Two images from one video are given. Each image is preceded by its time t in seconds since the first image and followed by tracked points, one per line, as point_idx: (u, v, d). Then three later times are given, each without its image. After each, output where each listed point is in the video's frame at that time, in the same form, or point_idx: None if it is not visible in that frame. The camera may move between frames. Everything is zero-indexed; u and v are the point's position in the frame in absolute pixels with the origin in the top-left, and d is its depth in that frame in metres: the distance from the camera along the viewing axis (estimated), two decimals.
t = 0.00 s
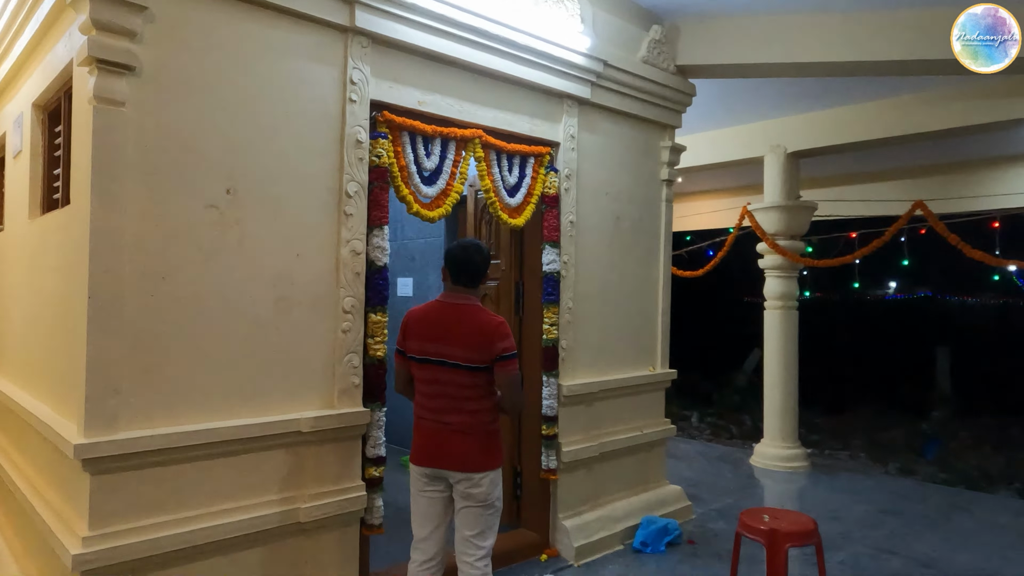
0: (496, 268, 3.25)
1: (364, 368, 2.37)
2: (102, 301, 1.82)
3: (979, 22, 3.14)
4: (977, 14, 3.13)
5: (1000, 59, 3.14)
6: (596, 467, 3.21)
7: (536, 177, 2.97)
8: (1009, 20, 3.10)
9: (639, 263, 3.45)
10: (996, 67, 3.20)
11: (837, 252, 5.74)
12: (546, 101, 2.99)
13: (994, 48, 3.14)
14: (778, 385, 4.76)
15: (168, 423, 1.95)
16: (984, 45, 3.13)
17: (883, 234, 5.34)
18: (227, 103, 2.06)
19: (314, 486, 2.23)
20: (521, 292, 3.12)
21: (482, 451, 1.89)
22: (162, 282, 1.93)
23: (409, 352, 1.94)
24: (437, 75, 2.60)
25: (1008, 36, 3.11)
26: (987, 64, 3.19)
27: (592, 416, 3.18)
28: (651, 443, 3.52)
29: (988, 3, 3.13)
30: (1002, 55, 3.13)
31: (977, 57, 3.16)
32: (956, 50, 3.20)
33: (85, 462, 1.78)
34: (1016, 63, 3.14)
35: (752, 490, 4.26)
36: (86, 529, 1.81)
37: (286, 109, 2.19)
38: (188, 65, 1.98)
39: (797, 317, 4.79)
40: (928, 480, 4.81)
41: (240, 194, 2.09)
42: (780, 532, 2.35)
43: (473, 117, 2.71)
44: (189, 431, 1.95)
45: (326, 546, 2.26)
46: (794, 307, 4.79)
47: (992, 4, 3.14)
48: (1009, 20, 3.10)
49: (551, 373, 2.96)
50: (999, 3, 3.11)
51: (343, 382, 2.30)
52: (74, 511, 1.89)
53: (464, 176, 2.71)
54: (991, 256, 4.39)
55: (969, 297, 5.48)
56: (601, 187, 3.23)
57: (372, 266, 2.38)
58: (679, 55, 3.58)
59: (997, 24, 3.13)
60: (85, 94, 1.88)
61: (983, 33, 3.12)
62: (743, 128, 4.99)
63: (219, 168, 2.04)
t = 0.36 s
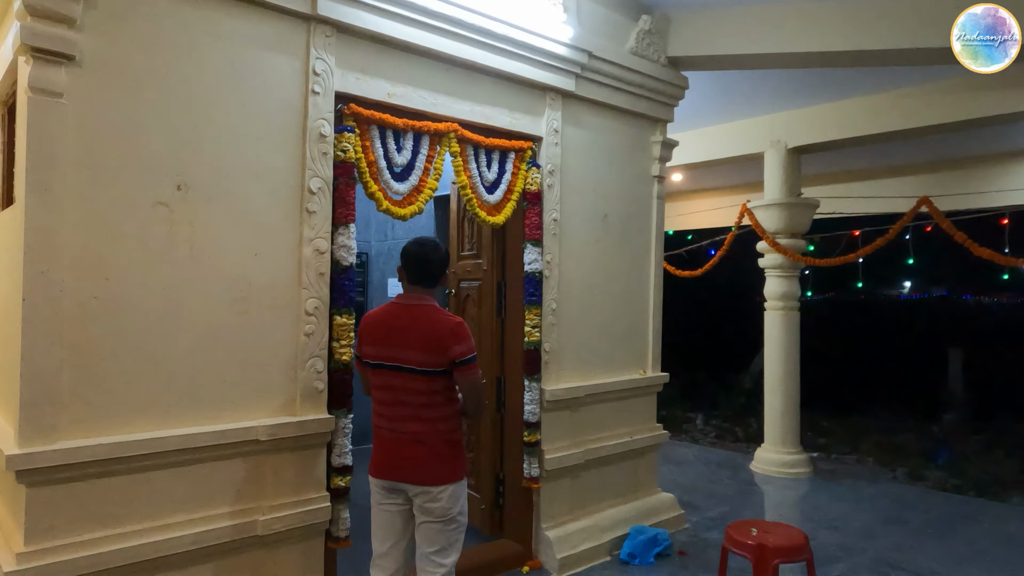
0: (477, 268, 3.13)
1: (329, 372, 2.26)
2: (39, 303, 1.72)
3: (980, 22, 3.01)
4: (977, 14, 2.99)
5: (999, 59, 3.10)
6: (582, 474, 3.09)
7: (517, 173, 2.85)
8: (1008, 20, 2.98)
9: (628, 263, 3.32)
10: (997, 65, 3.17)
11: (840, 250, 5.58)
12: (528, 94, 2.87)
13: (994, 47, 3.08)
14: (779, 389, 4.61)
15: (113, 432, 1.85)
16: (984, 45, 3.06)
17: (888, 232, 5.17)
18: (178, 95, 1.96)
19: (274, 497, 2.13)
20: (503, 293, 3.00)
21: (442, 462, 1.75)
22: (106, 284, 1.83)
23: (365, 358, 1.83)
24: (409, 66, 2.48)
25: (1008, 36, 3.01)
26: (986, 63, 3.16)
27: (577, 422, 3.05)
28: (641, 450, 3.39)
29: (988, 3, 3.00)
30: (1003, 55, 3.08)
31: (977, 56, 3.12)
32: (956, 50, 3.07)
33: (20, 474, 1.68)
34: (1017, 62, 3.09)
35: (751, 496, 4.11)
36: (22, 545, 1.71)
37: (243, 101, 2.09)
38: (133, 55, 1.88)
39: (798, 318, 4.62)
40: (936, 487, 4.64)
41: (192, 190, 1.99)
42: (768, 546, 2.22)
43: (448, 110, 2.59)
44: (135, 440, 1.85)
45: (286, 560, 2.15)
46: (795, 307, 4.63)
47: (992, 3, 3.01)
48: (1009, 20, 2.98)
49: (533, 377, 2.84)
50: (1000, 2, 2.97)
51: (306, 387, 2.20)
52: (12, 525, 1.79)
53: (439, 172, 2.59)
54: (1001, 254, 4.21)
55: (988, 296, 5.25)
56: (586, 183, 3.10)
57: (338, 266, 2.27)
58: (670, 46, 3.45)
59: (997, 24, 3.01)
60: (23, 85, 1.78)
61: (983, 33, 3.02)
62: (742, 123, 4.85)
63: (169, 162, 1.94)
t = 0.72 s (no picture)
0: (465, 264, 3.00)
1: (300, 373, 2.14)
2: None
3: (979, 22, 2.86)
4: (976, 14, 2.84)
5: (999, 59, 3.00)
6: (576, 479, 2.94)
7: (505, 164, 2.71)
8: (1009, 21, 2.86)
9: (625, 258, 3.18)
10: (997, 65, 3.06)
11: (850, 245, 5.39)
12: (516, 81, 2.73)
13: (994, 47, 2.97)
14: (787, 390, 4.44)
15: (59, 438, 1.73)
16: (984, 45, 2.93)
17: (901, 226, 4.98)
18: (131, 79, 1.84)
19: (239, 505, 2.01)
20: (492, 289, 2.86)
21: (410, 469, 1.62)
22: (51, 280, 1.71)
23: (327, 359, 1.70)
24: (386, 50, 2.35)
25: (1008, 35, 2.92)
26: (986, 63, 3.04)
27: (571, 425, 2.92)
28: (640, 454, 3.24)
29: (988, 2, 2.86)
30: (1002, 54, 2.98)
31: (977, 56, 3.01)
32: (956, 50, 2.95)
33: None
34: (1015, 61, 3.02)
35: (756, 502, 3.95)
36: None
37: (204, 85, 1.96)
38: (80, 34, 1.75)
39: (806, 317, 4.45)
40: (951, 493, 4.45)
41: (148, 180, 1.87)
42: (768, 559, 2.07)
43: (430, 96, 2.46)
44: (82, 446, 1.73)
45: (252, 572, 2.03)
46: (803, 305, 4.46)
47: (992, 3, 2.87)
48: (1009, 21, 2.86)
49: (523, 378, 2.71)
50: (999, 2, 2.85)
51: (275, 390, 2.07)
52: None
53: (420, 162, 2.46)
54: (1020, 249, 4.02)
55: (1005, 296, 5.06)
56: (579, 174, 2.96)
57: (309, 260, 2.14)
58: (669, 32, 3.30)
59: (997, 24, 2.89)
60: None
61: (983, 33, 2.88)
62: (749, 115, 4.68)
63: (122, 149, 1.82)
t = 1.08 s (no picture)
0: (455, 263, 2.84)
1: (267, 382, 1.99)
2: None
3: (980, 22, 2.68)
4: (975, 13, 2.65)
5: (999, 60, 2.83)
6: (572, 492, 2.77)
7: (495, 157, 2.55)
8: (1009, 20, 2.66)
9: (626, 257, 3.01)
10: (996, 64, 2.90)
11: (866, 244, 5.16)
12: (507, 69, 2.57)
13: (994, 47, 2.80)
14: (800, 395, 4.24)
15: None
16: (984, 46, 2.76)
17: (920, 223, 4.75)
18: (77, 63, 1.69)
19: (200, 523, 1.87)
20: (482, 291, 2.70)
21: (361, 490, 1.48)
22: None
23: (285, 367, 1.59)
24: (363, 35, 2.20)
25: (1008, 35, 2.75)
26: (986, 63, 2.88)
27: (566, 434, 2.74)
28: (642, 464, 3.06)
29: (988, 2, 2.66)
30: (1003, 55, 2.84)
31: (977, 56, 2.85)
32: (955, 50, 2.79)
33: None
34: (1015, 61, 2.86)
35: (767, 513, 3.75)
36: None
37: (159, 71, 1.82)
38: (20, 14, 1.62)
39: (820, 318, 4.24)
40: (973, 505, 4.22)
41: (96, 173, 1.72)
42: None
43: (411, 85, 2.30)
44: (19, 462, 1.59)
45: None
46: (816, 306, 4.25)
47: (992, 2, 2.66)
48: (1009, 20, 2.68)
49: (514, 386, 2.54)
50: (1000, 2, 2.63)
51: (238, 400, 1.92)
52: None
53: (402, 155, 2.30)
54: None
55: None
56: (575, 168, 2.79)
57: (278, 260, 1.99)
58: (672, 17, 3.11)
59: (997, 24, 2.69)
60: None
61: (983, 33, 2.71)
62: (760, 107, 4.47)
63: (69, 139, 1.68)
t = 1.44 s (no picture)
0: (443, 259, 2.71)
1: (231, 384, 1.86)
2: None
3: (979, 22, 2.69)
4: (976, 14, 2.68)
5: (1001, 60, 2.74)
6: (566, 501, 2.63)
7: (481, 147, 2.41)
8: (1009, 20, 2.65)
9: (623, 253, 2.86)
10: (999, 67, 2.83)
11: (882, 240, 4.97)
12: (494, 54, 2.43)
13: (994, 48, 2.75)
14: (812, 397, 4.05)
15: None
16: (984, 46, 2.72)
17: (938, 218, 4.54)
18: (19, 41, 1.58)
19: (158, 535, 1.75)
20: (470, 288, 2.56)
21: (277, 507, 1.48)
22: None
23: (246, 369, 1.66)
24: (338, 16, 2.07)
25: (1009, 35, 2.71)
26: (987, 65, 2.79)
27: (559, 439, 2.60)
28: (641, 471, 2.91)
29: (989, 1, 2.67)
30: (1001, 56, 2.75)
31: (977, 57, 2.79)
32: (956, 50, 2.80)
33: None
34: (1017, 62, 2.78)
35: (776, 521, 3.58)
36: None
37: (112, 51, 1.70)
38: None
39: (833, 317, 4.06)
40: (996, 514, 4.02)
41: (41, 160, 1.61)
42: None
43: (390, 69, 2.17)
44: None
45: None
46: (829, 305, 4.07)
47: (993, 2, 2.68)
48: (1009, 20, 2.65)
49: (502, 389, 2.41)
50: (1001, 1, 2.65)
51: (199, 403, 1.80)
52: None
53: (380, 144, 2.17)
54: None
55: None
56: (569, 159, 2.64)
57: (242, 255, 1.87)
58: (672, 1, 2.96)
59: (997, 24, 2.68)
60: None
61: (983, 33, 2.69)
62: (770, 98, 4.30)
63: (10, 123, 1.57)
